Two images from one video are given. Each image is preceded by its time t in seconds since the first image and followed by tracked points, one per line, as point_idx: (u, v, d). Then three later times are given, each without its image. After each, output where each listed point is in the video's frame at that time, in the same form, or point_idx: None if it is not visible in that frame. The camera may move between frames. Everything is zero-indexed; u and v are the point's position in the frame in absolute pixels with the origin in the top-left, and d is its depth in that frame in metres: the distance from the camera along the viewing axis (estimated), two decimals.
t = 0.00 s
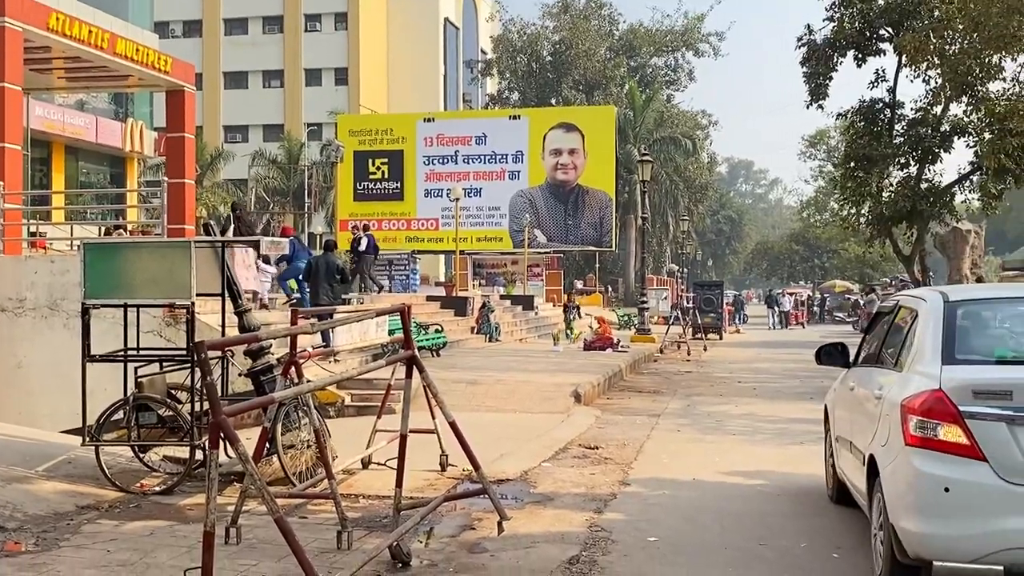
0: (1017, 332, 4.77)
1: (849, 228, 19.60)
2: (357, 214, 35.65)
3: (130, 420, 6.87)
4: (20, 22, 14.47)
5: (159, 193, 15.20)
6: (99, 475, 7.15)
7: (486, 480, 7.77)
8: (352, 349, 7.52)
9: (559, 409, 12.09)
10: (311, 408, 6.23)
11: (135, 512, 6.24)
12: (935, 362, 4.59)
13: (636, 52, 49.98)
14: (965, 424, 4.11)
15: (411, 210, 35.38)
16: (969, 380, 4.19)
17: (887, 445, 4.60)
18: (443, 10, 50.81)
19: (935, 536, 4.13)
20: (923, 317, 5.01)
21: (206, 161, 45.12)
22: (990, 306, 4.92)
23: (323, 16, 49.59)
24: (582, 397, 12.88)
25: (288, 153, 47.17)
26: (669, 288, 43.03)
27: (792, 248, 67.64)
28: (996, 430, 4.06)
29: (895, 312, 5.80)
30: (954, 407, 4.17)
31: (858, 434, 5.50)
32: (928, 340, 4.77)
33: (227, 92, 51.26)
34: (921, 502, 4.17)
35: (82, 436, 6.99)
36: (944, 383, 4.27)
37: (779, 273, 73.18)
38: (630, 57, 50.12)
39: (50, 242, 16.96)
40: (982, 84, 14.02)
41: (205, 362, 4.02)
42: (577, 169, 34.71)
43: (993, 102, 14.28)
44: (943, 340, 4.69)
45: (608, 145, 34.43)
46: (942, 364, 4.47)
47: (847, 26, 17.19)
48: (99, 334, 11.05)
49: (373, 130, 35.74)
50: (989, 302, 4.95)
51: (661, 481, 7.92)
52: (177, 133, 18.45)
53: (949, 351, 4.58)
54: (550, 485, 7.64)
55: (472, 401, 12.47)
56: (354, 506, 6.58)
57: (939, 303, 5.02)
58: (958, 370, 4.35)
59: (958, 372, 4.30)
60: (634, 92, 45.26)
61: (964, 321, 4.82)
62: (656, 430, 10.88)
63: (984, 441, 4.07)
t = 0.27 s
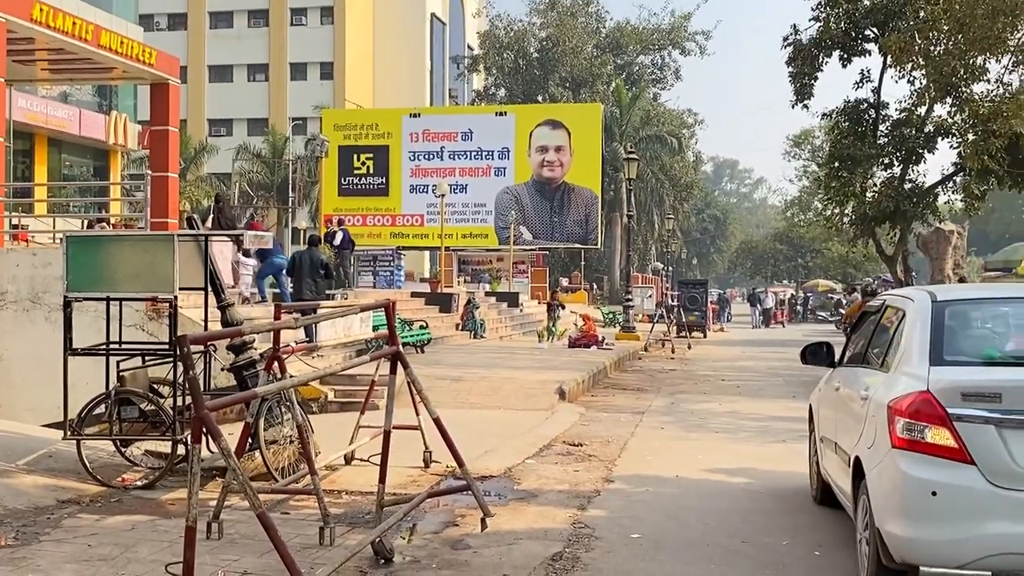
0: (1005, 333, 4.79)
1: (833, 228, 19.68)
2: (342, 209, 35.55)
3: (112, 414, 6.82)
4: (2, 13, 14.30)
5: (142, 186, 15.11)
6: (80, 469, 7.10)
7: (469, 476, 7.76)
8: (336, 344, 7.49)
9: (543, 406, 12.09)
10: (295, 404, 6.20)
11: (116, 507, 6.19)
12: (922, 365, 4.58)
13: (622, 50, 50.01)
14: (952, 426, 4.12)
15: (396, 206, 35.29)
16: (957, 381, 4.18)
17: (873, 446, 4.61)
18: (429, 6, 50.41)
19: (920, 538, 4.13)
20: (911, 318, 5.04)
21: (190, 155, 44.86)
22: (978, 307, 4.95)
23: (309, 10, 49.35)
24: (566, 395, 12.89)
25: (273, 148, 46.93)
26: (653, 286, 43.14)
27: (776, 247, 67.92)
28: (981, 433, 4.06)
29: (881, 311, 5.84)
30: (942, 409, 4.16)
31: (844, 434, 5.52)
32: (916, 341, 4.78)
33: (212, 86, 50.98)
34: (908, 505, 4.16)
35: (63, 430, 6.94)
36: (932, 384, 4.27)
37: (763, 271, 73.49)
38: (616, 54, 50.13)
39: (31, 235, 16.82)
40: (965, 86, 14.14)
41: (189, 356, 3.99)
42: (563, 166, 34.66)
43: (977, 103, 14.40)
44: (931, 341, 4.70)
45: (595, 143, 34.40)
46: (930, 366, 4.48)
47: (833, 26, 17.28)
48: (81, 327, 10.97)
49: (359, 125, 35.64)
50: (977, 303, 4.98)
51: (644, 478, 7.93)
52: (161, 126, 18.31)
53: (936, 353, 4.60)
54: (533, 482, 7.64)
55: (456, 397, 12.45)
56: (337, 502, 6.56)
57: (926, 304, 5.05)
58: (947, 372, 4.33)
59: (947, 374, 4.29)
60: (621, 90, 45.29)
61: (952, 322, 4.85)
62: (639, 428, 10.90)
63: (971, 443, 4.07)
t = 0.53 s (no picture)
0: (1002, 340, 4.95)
1: (824, 228, 19.71)
2: (334, 206, 35.54)
3: (103, 410, 6.80)
4: None
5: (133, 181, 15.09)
6: (70, 465, 7.08)
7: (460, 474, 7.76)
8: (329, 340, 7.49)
9: (534, 404, 12.09)
10: (286, 400, 6.18)
11: (107, 503, 6.17)
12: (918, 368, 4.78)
13: (616, 48, 50.00)
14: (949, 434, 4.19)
15: (388, 204, 35.25)
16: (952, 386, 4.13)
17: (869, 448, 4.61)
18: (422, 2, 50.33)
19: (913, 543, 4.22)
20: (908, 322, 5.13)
21: (182, 151, 44.73)
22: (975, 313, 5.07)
23: (302, 6, 49.25)
24: (558, 393, 12.90)
25: (265, 144, 46.82)
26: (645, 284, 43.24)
27: (767, 247, 68.07)
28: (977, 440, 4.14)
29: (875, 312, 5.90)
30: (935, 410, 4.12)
31: (838, 432, 5.62)
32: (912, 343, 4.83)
33: (204, 82, 50.84)
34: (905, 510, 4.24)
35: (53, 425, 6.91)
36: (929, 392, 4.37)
37: (754, 270, 73.66)
38: (609, 53, 50.18)
39: (22, 230, 16.75)
40: (957, 86, 14.22)
41: (180, 352, 3.98)
42: (556, 164, 34.60)
43: (969, 104, 14.48)
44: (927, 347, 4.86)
45: (587, 143, 34.34)
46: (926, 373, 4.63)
47: (826, 26, 17.35)
48: (72, 323, 10.93)
49: (351, 122, 35.61)
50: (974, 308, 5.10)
51: (636, 476, 7.94)
52: (153, 122, 18.26)
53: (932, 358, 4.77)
54: (525, 479, 7.64)
55: (447, 395, 12.45)
56: (328, 499, 6.55)
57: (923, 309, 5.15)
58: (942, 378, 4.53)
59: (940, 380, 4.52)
60: (613, 89, 45.33)
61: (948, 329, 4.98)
62: (630, 426, 10.92)
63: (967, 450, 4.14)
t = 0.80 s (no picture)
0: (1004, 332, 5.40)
1: (821, 228, 19.73)
2: (331, 206, 35.51)
3: (102, 409, 6.81)
4: None
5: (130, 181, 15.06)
6: (68, 465, 7.07)
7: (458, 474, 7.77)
8: (327, 340, 7.49)
9: (531, 404, 12.11)
10: (286, 400, 6.19)
11: (105, 502, 6.17)
12: (925, 366, 5.32)
13: (612, 49, 50.00)
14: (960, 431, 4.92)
15: (385, 203, 35.25)
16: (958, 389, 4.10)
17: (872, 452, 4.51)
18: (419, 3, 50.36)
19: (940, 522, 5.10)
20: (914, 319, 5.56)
21: (179, 150, 44.69)
22: (979, 308, 5.48)
23: (299, 6, 49.19)
24: (555, 393, 12.92)
25: (262, 144, 46.81)
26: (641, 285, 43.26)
27: (764, 247, 68.13)
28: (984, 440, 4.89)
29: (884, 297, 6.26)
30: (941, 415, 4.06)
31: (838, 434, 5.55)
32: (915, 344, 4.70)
33: (201, 81, 50.81)
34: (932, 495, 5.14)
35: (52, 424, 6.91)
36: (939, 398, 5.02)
37: (750, 270, 73.70)
38: (606, 53, 50.22)
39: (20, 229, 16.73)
40: (953, 87, 14.29)
41: (182, 352, 3.99)
42: (552, 164, 34.60)
43: (966, 105, 14.54)
44: (932, 349, 5.34)
45: (584, 143, 34.33)
46: (934, 374, 5.18)
47: (823, 27, 17.41)
48: (71, 323, 10.92)
49: (348, 122, 35.59)
50: (975, 304, 5.51)
51: (633, 476, 7.96)
52: (151, 121, 18.25)
53: (938, 359, 5.29)
54: (523, 479, 7.65)
55: (445, 395, 12.46)
56: (327, 498, 6.56)
57: (928, 308, 5.56)
58: (948, 383, 5.13)
59: (945, 381, 5.13)
60: (610, 89, 45.36)
61: (951, 328, 5.41)
62: (628, 426, 10.93)
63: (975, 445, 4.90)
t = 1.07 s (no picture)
0: None
1: (821, 229, 19.73)
2: (331, 207, 35.49)
3: (104, 410, 6.80)
4: None
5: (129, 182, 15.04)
6: (69, 466, 7.06)
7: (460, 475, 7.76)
8: (328, 341, 7.47)
9: (532, 405, 12.10)
10: (288, 400, 6.18)
11: (107, 503, 6.16)
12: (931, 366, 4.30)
13: (612, 49, 50.08)
14: (972, 435, 3.89)
15: (385, 205, 35.25)
16: (973, 390, 4.00)
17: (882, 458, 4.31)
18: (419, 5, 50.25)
19: (943, 556, 3.79)
20: (918, 318, 4.65)
21: (178, 151, 44.70)
22: (995, 310, 4.58)
23: (298, 7, 49.16)
24: (556, 394, 12.91)
25: (261, 145, 46.83)
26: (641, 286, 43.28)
27: (763, 247, 68.14)
28: (1001, 443, 3.85)
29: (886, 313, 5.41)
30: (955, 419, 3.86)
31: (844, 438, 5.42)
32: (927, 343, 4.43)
33: (200, 83, 50.80)
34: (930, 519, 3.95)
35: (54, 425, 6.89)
36: (945, 391, 4.06)
37: (750, 271, 73.76)
38: (606, 54, 50.21)
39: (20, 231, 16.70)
40: (953, 88, 14.29)
41: (186, 351, 3.98)
42: (552, 166, 34.59)
43: (965, 106, 14.54)
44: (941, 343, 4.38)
45: (584, 144, 34.31)
46: (941, 372, 4.18)
47: (823, 28, 17.41)
48: (72, 324, 10.91)
49: (348, 124, 35.57)
50: (991, 304, 4.62)
51: (636, 476, 7.95)
52: (150, 123, 18.25)
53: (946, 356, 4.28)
54: (525, 480, 7.64)
55: (446, 395, 12.45)
56: (330, 499, 6.56)
57: (935, 304, 4.65)
58: (957, 375, 4.14)
59: (958, 378, 4.10)
60: (610, 90, 45.36)
61: (962, 324, 4.49)
62: (629, 427, 10.92)
63: (989, 453, 3.84)
